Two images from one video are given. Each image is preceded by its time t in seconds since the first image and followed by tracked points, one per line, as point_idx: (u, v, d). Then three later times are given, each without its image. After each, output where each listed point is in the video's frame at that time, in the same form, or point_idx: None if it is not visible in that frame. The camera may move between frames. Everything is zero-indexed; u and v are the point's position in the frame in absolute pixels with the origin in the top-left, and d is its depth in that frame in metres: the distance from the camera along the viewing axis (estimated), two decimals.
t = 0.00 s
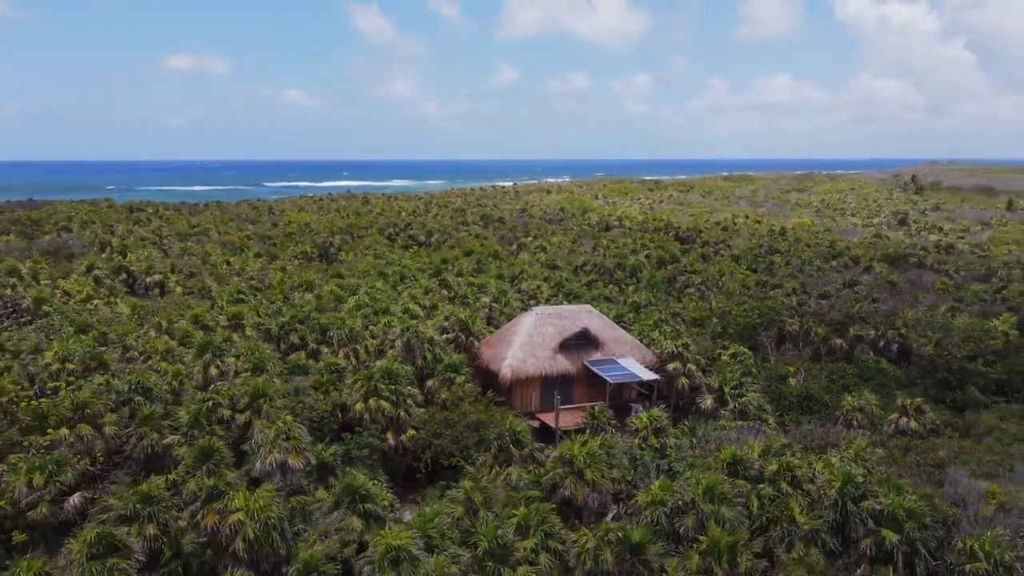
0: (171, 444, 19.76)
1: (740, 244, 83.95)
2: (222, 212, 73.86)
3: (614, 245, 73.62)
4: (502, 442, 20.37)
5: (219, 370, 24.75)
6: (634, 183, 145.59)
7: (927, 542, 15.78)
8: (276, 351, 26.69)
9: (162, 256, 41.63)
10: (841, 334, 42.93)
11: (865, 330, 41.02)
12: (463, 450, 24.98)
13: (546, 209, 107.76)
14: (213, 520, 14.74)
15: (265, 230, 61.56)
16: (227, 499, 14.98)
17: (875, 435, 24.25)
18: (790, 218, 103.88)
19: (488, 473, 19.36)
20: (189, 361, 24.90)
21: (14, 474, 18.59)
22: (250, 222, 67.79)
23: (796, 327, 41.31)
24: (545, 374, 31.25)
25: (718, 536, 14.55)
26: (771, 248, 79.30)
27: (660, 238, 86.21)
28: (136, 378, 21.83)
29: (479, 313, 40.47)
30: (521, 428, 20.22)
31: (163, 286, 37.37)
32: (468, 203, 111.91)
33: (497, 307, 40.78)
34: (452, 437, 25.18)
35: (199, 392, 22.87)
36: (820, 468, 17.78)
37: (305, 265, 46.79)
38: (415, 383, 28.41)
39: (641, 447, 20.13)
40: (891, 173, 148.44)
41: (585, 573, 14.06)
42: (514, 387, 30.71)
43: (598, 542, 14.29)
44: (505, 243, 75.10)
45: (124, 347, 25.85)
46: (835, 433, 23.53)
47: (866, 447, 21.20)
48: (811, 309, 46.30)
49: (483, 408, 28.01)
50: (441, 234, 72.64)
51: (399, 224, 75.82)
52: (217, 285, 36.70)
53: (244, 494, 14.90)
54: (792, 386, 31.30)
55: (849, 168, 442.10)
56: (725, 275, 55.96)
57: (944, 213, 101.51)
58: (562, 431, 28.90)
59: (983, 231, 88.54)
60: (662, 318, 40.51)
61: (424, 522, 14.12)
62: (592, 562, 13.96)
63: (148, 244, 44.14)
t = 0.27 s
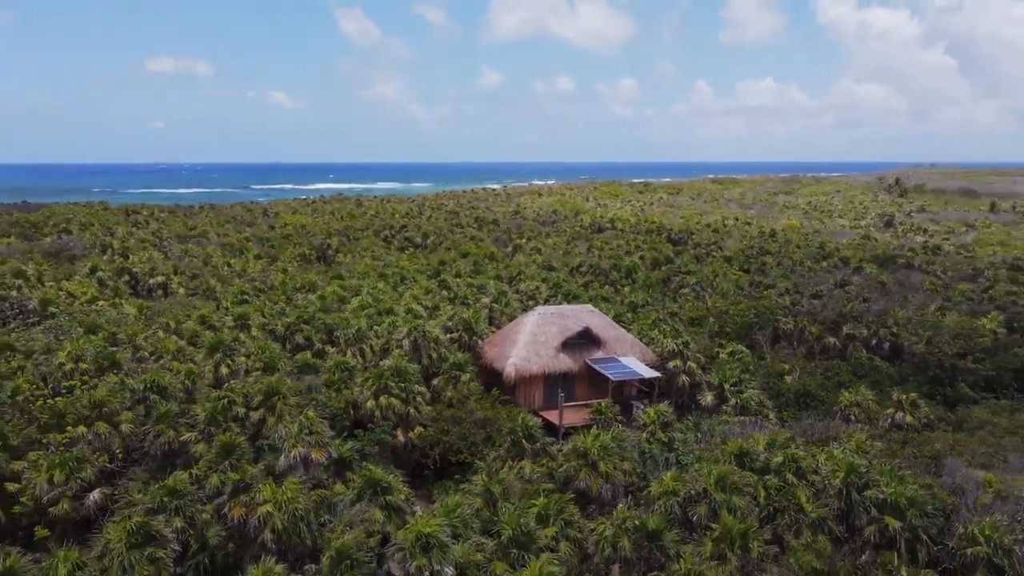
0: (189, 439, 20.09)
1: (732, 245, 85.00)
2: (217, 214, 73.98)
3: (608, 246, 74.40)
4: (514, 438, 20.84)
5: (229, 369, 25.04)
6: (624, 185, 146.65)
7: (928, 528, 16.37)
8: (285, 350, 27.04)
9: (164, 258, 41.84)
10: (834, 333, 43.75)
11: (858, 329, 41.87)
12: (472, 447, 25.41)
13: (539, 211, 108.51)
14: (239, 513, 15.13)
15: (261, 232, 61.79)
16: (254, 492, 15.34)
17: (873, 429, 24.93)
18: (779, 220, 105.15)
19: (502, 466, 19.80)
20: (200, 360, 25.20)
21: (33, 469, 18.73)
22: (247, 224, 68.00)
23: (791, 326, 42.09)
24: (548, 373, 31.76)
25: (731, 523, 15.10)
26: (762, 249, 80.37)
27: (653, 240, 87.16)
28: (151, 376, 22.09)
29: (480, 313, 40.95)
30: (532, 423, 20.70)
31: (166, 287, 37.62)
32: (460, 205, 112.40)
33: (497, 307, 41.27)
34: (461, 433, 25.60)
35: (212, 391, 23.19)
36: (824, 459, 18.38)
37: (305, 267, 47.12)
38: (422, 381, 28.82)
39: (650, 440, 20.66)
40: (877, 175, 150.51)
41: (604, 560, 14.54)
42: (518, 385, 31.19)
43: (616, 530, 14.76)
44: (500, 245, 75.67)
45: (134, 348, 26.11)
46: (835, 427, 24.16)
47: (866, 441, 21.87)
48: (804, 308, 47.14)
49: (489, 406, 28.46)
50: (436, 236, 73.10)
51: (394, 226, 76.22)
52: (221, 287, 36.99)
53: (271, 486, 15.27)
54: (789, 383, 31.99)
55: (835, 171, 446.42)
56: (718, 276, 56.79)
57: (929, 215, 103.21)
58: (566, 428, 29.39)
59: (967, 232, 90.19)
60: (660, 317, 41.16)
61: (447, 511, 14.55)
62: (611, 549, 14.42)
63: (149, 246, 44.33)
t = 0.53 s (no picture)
0: (210, 436, 20.45)
1: (728, 246, 85.80)
2: (218, 216, 74.28)
3: (607, 248, 75.05)
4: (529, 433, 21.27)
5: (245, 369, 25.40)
6: (619, 187, 147.44)
7: (935, 515, 16.69)
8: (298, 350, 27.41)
9: (170, 260, 42.15)
10: (833, 332, 44.38)
11: (857, 328, 42.53)
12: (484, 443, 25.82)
13: (536, 213, 109.16)
14: (268, 506, 15.51)
15: (264, 234, 62.11)
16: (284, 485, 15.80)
17: (876, 424, 25.47)
18: (774, 222, 106.13)
19: (519, 460, 20.22)
20: (216, 359, 25.56)
21: (58, 467, 19.12)
22: (248, 226, 68.31)
23: (791, 325, 42.71)
24: (556, 371, 32.21)
25: (747, 514, 15.69)
26: (758, 250, 81.17)
27: (650, 241, 87.93)
28: (169, 376, 22.52)
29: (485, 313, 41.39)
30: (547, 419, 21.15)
31: (174, 288, 37.95)
32: (458, 207, 112.86)
33: (502, 306, 41.72)
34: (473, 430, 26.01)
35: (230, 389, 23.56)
36: (833, 452, 18.85)
37: (310, 268, 47.50)
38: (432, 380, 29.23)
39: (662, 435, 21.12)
40: (868, 176, 151.91)
41: (626, 549, 15.01)
42: (525, 383, 31.65)
43: (637, 520, 15.24)
44: (500, 246, 76.23)
45: (149, 348, 26.45)
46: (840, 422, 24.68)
47: (872, 434, 22.41)
48: (803, 308, 47.79)
49: (499, 403, 28.89)
50: (436, 238, 73.55)
51: (394, 228, 76.64)
52: (229, 288, 37.33)
53: (300, 480, 15.70)
54: (792, 380, 32.53)
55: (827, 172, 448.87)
56: (717, 277, 57.44)
57: (921, 216, 104.43)
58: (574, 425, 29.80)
59: (958, 234, 91.34)
60: (663, 317, 41.71)
61: (473, 503, 15.00)
62: (633, 538, 14.89)
63: (155, 248, 44.65)
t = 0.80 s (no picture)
0: (234, 433, 20.79)
1: (727, 247, 86.48)
2: (220, 218, 74.57)
3: (608, 249, 75.61)
4: (548, 430, 21.68)
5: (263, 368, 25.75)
6: (616, 189, 148.12)
7: (946, 506, 17.26)
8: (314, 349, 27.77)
9: (179, 261, 42.45)
10: (835, 331, 44.93)
11: (858, 327, 43.12)
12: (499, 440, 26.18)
13: (535, 214, 109.73)
14: (301, 499, 15.84)
15: (267, 235, 62.41)
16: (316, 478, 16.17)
17: (883, 420, 25.95)
18: (771, 223, 106.95)
19: (539, 455, 20.62)
20: (234, 359, 25.90)
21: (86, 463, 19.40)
22: (252, 227, 68.64)
23: (794, 324, 43.25)
24: (566, 370, 32.64)
25: (767, 504, 16.00)
26: (757, 251, 81.84)
27: (650, 242, 88.58)
28: (191, 374, 22.85)
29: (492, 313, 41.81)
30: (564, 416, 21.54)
31: (185, 289, 38.26)
32: (457, 208, 113.33)
33: (509, 306, 42.13)
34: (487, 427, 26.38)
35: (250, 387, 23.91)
36: (846, 446, 19.35)
37: (316, 270, 47.84)
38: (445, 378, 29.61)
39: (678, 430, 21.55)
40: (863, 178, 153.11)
41: (650, 539, 15.34)
42: (536, 381, 32.05)
43: (660, 511, 15.65)
44: (501, 247, 76.73)
45: (167, 347, 26.78)
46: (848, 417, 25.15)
47: (880, 430, 22.87)
48: (804, 308, 48.36)
49: (511, 401, 29.28)
50: (438, 239, 73.99)
51: (396, 230, 77.05)
52: (240, 289, 37.66)
53: (332, 474, 16.08)
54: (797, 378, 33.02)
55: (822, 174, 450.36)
56: (719, 277, 58.01)
57: (917, 217, 105.38)
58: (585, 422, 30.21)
59: (953, 234, 92.23)
60: (668, 317, 42.20)
61: (501, 495, 15.39)
62: (657, 528, 15.29)
63: (163, 250, 44.96)
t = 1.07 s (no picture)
0: (258, 430, 21.10)
1: (726, 248, 87.15)
2: (223, 220, 74.87)
3: (608, 249, 76.15)
4: (565, 425, 22.09)
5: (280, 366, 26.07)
6: (613, 190, 148.70)
7: (957, 496, 17.69)
8: (328, 348, 28.12)
9: (188, 262, 42.75)
10: (837, 329, 45.47)
11: (859, 326, 43.71)
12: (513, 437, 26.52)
13: (534, 215, 110.23)
14: (332, 493, 16.14)
15: (270, 236, 62.66)
16: (346, 472, 16.52)
17: (890, 414, 26.42)
18: (769, 223, 107.70)
19: (557, 450, 20.99)
20: (251, 357, 26.20)
21: (114, 458, 19.59)
22: (255, 228, 68.96)
23: (796, 323, 43.80)
24: (575, 368, 33.11)
25: (785, 494, 16.39)
26: (756, 252, 82.50)
27: (649, 243, 89.19)
28: (212, 372, 23.15)
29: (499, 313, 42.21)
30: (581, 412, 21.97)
31: (195, 289, 38.56)
32: (456, 210, 113.72)
33: (515, 305, 42.56)
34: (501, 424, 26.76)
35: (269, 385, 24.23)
36: (858, 439, 19.81)
37: (322, 270, 48.18)
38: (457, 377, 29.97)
39: (692, 426, 21.98)
40: (858, 179, 154.17)
41: (673, 529, 15.73)
42: (546, 379, 32.49)
43: (683, 502, 16.06)
44: (502, 248, 77.15)
45: (184, 346, 27.07)
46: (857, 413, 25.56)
47: (889, 425, 23.31)
48: (806, 307, 48.93)
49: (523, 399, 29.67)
50: (440, 240, 74.37)
51: (398, 231, 77.41)
52: (250, 290, 37.97)
53: (362, 467, 16.44)
54: (802, 376, 33.50)
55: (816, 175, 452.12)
56: (720, 277, 58.57)
57: (912, 218, 106.25)
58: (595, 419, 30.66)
59: (948, 234, 93.06)
60: (672, 316, 42.70)
61: (528, 486, 15.73)
62: (680, 518, 15.68)
63: (171, 251, 45.24)
